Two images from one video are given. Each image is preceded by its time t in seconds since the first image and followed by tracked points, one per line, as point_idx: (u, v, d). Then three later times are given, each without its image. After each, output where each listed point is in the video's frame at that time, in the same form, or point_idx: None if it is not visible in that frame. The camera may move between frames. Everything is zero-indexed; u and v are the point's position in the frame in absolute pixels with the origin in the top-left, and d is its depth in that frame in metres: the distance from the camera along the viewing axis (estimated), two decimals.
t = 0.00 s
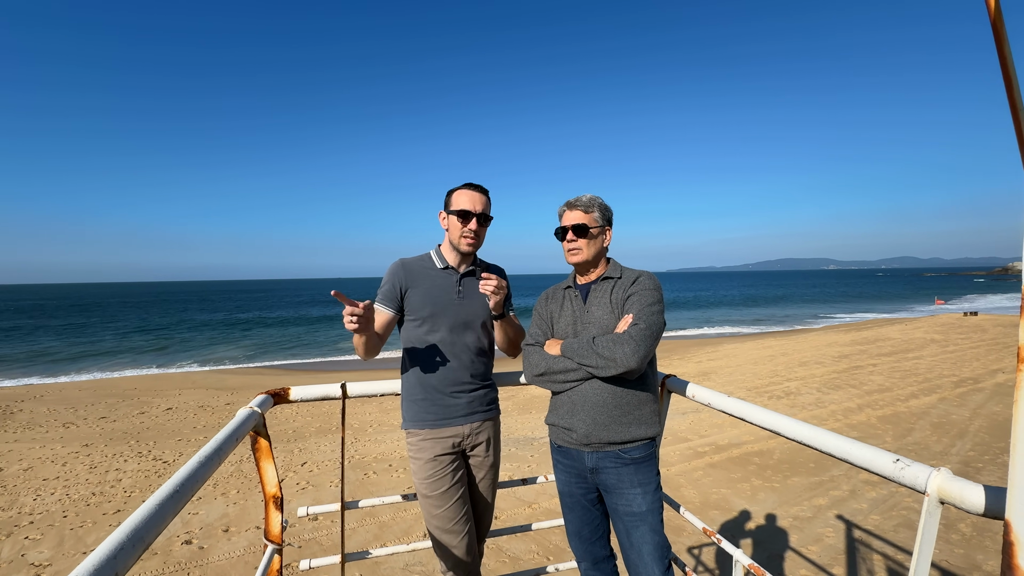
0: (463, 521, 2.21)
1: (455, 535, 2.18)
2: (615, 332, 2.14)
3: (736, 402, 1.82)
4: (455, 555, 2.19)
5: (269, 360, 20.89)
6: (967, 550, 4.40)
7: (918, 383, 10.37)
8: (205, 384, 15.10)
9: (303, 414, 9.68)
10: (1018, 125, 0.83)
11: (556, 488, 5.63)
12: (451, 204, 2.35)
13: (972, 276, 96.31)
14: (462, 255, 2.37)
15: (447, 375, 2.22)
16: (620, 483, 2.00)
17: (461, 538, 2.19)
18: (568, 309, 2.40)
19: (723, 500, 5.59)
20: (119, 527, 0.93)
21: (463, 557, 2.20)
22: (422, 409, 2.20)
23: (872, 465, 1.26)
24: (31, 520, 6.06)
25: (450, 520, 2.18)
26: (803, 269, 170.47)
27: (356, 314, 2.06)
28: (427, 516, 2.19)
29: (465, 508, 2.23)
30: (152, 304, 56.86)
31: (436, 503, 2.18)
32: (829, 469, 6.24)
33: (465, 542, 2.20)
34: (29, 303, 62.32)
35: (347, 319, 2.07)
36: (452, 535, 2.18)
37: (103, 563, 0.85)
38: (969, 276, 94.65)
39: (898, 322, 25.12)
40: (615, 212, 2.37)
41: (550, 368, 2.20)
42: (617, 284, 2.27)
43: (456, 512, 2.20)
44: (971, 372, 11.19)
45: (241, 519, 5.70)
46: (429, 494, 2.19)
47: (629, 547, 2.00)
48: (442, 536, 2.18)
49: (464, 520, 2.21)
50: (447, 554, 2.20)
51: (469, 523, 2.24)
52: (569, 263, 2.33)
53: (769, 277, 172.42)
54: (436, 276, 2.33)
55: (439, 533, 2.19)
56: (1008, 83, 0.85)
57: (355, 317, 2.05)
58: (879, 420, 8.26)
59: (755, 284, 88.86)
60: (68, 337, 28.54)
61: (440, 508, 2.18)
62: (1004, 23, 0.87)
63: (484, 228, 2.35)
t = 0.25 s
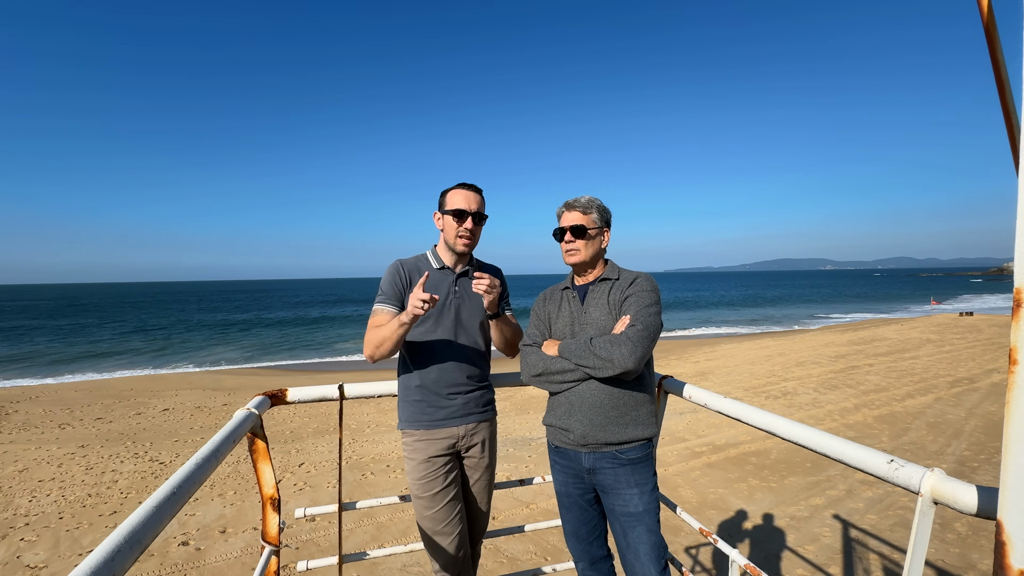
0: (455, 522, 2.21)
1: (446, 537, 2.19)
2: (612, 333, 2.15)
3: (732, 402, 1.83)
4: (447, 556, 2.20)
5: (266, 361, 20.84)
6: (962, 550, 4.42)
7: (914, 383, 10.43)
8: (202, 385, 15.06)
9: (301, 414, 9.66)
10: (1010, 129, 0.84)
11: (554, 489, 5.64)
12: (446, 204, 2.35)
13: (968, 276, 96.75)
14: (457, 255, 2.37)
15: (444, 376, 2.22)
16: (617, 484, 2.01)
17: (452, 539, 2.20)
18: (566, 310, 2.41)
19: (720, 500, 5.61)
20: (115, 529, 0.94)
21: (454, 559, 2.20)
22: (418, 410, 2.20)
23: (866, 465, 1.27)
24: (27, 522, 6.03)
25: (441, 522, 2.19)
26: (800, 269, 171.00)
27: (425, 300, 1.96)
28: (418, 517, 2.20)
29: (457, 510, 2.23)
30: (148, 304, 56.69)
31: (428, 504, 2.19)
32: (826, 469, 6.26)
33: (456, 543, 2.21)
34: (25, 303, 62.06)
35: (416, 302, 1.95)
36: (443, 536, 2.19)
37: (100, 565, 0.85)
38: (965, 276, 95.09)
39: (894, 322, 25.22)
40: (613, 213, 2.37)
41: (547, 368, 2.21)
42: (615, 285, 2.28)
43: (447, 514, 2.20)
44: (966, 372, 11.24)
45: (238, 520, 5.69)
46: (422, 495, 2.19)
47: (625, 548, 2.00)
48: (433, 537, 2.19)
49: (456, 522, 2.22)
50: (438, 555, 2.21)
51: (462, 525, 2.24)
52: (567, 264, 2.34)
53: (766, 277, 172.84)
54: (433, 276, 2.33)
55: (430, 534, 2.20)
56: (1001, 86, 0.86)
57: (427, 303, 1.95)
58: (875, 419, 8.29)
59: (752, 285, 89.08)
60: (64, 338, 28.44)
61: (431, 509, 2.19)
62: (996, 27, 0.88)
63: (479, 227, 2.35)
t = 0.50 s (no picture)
0: (451, 523, 2.21)
1: (441, 538, 2.19)
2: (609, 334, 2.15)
3: (729, 403, 1.83)
4: (443, 557, 2.20)
5: (264, 361, 20.82)
6: (960, 549, 4.43)
7: (912, 383, 10.46)
8: (200, 385, 15.04)
9: (299, 415, 9.65)
10: (1004, 131, 0.85)
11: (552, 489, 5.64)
12: (444, 206, 2.35)
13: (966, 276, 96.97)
14: (455, 257, 2.38)
15: (440, 377, 2.22)
16: (614, 484, 2.01)
17: (448, 541, 2.20)
18: (564, 311, 2.41)
19: (718, 500, 5.61)
20: (112, 530, 0.94)
21: (450, 559, 2.20)
22: (414, 411, 2.21)
23: (862, 466, 1.27)
24: (24, 523, 6.02)
25: (437, 523, 2.19)
26: (798, 270, 171.30)
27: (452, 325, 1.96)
28: (414, 518, 2.20)
29: (453, 511, 2.23)
30: (147, 304, 56.60)
31: (424, 505, 2.19)
32: (824, 469, 6.28)
33: (453, 544, 2.21)
34: (24, 303, 61.95)
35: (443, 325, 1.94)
36: (439, 537, 2.19)
37: (96, 566, 0.86)
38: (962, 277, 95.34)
39: (892, 322, 25.28)
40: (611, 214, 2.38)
41: (545, 369, 2.21)
42: (612, 287, 2.28)
43: (444, 515, 2.20)
44: (964, 372, 11.27)
45: (236, 521, 5.69)
46: (418, 496, 2.19)
47: (622, 548, 2.01)
48: (430, 538, 2.19)
49: (453, 522, 2.22)
50: (434, 556, 2.21)
51: (458, 526, 2.24)
52: (565, 264, 2.34)
53: (764, 278, 173.10)
54: (431, 279, 2.33)
55: (426, 535, 2.20)
56: (995, 88, 0.87)
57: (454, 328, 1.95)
58: (873, 419, 8.31)
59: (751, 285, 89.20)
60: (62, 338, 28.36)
61: (427, 510, 2.19)
62: (990, 29, 0.89)
63: (477, 229, 2.35)
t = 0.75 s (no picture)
0: (452, 524, 2.21)
1: (442, 539, 2.18)
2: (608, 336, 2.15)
3: (728, 404, 1.83)
4: (445, 558, 2.19)
5: (263, 362, 20.80)
6: (959, 550, 4.44)
7: (911, 384, 10.46)
8: (199, 386, 15.02)
9: (298, 416, 9.64)
10: (1002, 132, 0.85)
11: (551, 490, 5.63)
12: (443, 207, 2.35)
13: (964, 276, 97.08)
14: (452, 258, 2.37)
15: (438, 378, 2.22)
16: (612, 485, 2.01)
17: (449, 542, 2.19)
18: (563, 312, 2.41)
19: (717, 501, 5.61)
20: (108, 534, 0.93)
21: (452, 560, 2.20)
22: (412, 413, 2.20)
23: (860, 468, 1.27)
24: (22, 524, 6.00)
25: (438, 524, 2.18)
26: (797, 270, 171.49)
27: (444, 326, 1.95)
28: (415, 520, 2.19)
29: (454, 512, 2.23)
30: (146, 305, 56.57)
31: (425, 506, 2.18)
32: (823, 470, 6.28)
33: (454, 545, 2.21)
34: (22, 304, 61.85)
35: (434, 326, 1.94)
36: (440, 538, 2.18)
37: (92, 570, 0.85)
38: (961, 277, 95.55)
39: (891, 322, 25.32)
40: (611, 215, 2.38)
41: (544, 371, 2.21)
42: (611, 288, 2.28)
43: (444, 516, 2.20)
44: (963, 372, 11.27)
45: (235, 522, 5.68)
46: (418, 498, 2.19)
47: (621, 549, 2.01)
48: (431, 539, 2.18)
49: (453, 523, 2.21)
50: (435, 558, 2.20)
51: (459, 527, 2.24)
52: (564, 265, 2.33)
53: (763, 278, 173.28)
54: (428, 280, 2.33)
55: (427, 536, 2.19)
56: (993, 91, 0.87)
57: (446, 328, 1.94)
58: (872, 420, 8.31)
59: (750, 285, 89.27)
60: (61, 339, 28.33)
61: (428, 512, 2.18)
62: (989, 30, 0.89)
63: (475, 230, 2.35)
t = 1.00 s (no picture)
0: (451, 526, 2.20)
1: (441, 541, 2.17)
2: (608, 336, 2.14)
3: (727, 405, 1.83)
4: (444, 560, 2.18)
5: (262, 363, 20.77)
6: (958, 550, 4.43)
7: (910, 384, 10.46)
8: (198, 387, 15.00)
9: (298, 417, 9.63)
10: (1001, 132, 0.84)
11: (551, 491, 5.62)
12: (443, 206, 2.34)
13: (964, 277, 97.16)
14: (452, 259, 2.37)
15: (437, 380, 2.21)
16: (612, 486, 2.00)
17: (449, 543, 2.18)
18: (563, 313, 2.40)
19: (717, 501, 5.61)
20: (103, 536, 0.93)
21: (451, 562, 2.19)
22: (411, 414, 2.19)
23: (861, 469, 1.26)
24: (21, 525, 5.98)
25: (437, 526, 2.17)
26: (797, 271, 171.64)
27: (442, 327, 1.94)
28: (414, 522, 2.18)
29: (453, 514, 2.22)
30: (145, 306, 56.53)
31: (424, 508, 2.18)
32: (822, 470, 6.28)
33: (453, 547, 2.20)
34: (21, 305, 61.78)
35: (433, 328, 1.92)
36: (440, 540, 2.18)
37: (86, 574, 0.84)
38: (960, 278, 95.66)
39: (890, 323, 25.34)
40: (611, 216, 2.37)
41: (544, 372, 2.20)
42: (610, 289, 2.27)
43: (443, 518, 2.19)
44: (962, 373, 11.27)
45: (234, 523, 5.66)
46: (417, 500, 2.18)
47: (621, 550, 2.00)
48: (430, 541, 2.17)
49: (453, 525, 2.21)
50: (434, 560, 2.19)
51: (458, 528, 2.23)
52: (563, 265, 2.33)
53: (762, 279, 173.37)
54: (427, 281, 2.32)
55: (426, 538, 2.18)
56: (993, 90, 0.86)
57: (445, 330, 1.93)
58: (871, 420, 8.31)
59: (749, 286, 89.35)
60: (60, 339, 28.30)
61: (427, 513, 2.18)
62: (989, 30, 0.88)
63: (475, 230, 2.34)
